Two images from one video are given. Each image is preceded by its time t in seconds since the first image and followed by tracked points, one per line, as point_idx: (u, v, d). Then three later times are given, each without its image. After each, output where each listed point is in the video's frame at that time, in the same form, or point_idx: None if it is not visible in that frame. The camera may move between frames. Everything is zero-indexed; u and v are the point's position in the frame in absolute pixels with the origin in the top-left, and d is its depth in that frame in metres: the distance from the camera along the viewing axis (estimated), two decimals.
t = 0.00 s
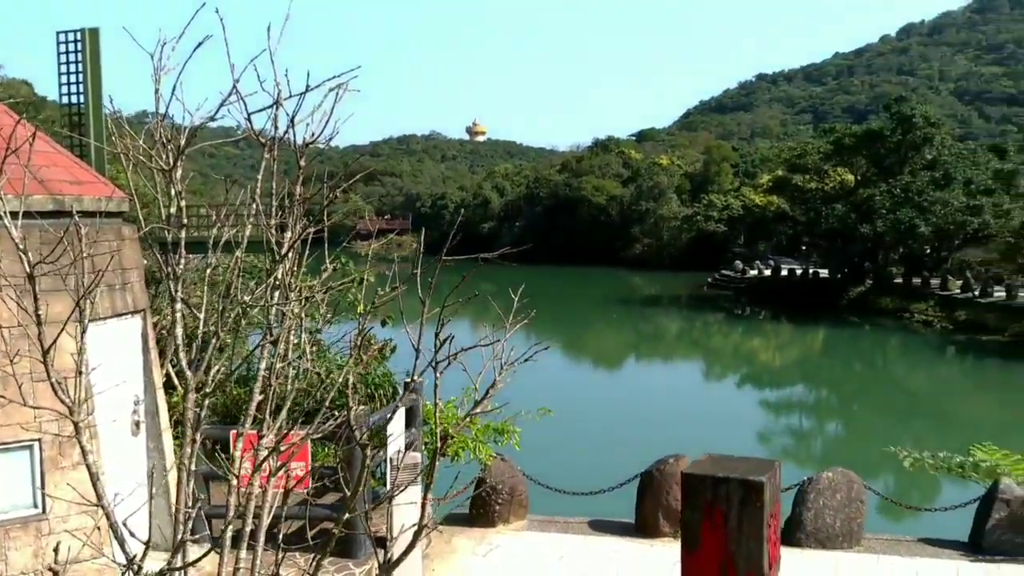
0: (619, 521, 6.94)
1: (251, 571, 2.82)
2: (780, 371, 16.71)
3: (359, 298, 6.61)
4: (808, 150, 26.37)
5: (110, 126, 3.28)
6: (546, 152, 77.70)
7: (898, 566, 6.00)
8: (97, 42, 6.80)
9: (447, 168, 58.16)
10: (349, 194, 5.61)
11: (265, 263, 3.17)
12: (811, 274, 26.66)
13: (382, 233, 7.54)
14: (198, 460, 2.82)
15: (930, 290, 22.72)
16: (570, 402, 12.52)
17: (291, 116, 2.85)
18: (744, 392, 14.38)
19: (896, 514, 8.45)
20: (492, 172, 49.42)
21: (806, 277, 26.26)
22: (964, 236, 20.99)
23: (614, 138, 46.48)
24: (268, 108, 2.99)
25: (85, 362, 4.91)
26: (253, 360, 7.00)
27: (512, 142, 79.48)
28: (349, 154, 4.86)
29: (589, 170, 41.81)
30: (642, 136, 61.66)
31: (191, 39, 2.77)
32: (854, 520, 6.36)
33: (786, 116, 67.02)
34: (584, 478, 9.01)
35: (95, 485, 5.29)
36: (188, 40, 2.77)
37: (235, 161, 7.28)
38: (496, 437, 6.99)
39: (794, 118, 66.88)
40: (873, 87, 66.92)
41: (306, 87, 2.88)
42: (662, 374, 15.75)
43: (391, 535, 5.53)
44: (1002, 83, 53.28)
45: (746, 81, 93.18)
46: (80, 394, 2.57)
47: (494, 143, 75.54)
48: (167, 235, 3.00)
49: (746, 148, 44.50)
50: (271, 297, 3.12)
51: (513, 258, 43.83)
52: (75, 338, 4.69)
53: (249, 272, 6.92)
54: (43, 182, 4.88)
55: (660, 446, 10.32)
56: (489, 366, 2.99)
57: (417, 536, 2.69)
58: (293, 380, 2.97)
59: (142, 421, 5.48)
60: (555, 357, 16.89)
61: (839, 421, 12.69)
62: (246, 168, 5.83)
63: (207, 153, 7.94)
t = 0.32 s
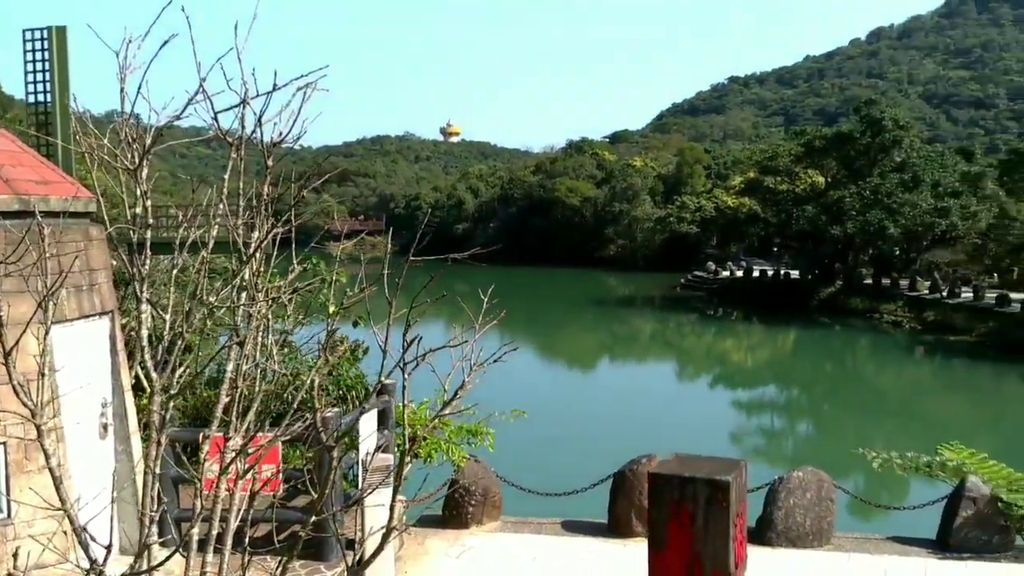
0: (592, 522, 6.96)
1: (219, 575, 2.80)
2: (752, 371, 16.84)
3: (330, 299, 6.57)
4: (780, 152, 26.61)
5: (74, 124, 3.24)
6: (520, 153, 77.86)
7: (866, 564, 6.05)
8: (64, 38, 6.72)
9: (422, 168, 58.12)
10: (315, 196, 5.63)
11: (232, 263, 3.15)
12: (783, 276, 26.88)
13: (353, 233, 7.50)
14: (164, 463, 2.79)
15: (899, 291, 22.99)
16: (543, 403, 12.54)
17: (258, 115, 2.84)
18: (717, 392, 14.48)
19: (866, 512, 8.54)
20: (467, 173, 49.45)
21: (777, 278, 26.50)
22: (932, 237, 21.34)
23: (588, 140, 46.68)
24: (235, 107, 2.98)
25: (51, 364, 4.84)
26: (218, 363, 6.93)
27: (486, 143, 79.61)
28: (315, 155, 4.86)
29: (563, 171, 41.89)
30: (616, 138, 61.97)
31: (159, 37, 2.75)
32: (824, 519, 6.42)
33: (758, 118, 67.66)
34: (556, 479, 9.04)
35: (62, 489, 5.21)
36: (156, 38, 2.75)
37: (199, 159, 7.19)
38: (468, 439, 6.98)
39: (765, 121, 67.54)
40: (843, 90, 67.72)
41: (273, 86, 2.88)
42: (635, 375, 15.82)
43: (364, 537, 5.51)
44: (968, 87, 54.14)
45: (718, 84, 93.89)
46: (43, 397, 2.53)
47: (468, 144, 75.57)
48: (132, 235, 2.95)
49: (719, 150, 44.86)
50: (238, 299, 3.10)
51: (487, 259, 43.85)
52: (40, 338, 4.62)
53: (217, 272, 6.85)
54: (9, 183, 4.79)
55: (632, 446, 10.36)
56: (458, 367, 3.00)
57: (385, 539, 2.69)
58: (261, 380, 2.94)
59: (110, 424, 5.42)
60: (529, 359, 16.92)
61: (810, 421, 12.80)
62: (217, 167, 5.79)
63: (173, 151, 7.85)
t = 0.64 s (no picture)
0: (562, 521, 6.97)
1: None
2: (721, 371, 16.94)
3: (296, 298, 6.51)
4: (748, 154, 26.83)
5: (30, 123, 3.17)
6: (491, 154, 77.91)
7: (831, 561, 6.10)
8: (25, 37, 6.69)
9: (392, 169, 57.98)
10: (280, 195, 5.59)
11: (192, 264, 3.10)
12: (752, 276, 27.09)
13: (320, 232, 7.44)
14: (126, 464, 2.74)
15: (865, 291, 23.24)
16: (513, 403, 12.55)
17: (220, 113, 2.80)
18: (686, 392, 14.57)
19: (834, 510, 8.62)
20: (437, 173, 49.39)
21: (746, 278, 26.72)
22: (897, 237, 21.66)
23: (559, 141, 46.80)
24: (198, 105, 2.94)
25: (12, 365, 4.75)
26: (180, 364, 6.82)
27: (457, 143, 79.59)
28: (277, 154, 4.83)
29: (534, 172, 41.94)
30: (586, 139, 62.20)
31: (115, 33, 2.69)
32: (791, 517, 6.47)
33: (727, 120, 68.23)
34: (524, 479, 9.04)
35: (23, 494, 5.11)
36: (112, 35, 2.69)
37: (162, 158, 7.09)
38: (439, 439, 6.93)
39: (734, 122, 68.11)
40: (810, 92, 68.48)
41: (236, 84, 2.85)
42: (606, 375, 15.87)
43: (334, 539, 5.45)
44: (932, 90, 54.94)
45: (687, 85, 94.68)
46: None
47: (438, 145, 75.50)
48: (91, 235, 2.90)
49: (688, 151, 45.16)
50: (199, 300, 3.05)
51: (459, 259, 43.79)
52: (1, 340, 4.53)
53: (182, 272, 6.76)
54: None
55: (601, 446, 10.38)
56: (424, 367, 2.98)
57: (351, 542, 2.66)
58: (221, 381, 2.89)
59: (73, 427, 5.33)
60: (500, 359, 16.92)
61: (778, 420, 12.88)
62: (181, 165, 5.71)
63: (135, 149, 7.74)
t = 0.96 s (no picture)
0: (537, 518, 6.99)
1: None
2: (695, 367, 17.06)
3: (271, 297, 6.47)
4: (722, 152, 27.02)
5: None
6: (466, 152, 77.82)
7: (803, 555, 6.15)
8: None
9: (367, 166, 57.77)
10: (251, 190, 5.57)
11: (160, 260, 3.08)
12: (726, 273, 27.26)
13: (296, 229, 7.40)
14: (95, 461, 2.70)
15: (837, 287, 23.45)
16: (487, 401, 12.56)
17: (189, 107, 2.79)
18: (660, 388, 14.66)
19: (806, 504, 8.72)
20: (412, 171, 49.29)
21: (720, 275, 26.92)
22: (868, 234, 21.99)
23: (534, 138, 46.88)
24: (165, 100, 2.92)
25: None
26: (152, 362, 6.77)
27: (433, 141, 79.49)
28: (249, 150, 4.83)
29: (509, 169, 41.97)
30: (561, 136, 62.29)
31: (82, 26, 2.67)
32: (763, 512, 6.53)
33: (701, 118, 68.57)
34: (499, 476, 9.05)
35: None
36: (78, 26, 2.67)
37: (132, 155, 7.06)
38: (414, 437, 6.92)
39: (708, 121, 68.45)
40: (783, 91, 68.99)
41: (203, 79, 2.83)
42: (581, 371, 15.93)
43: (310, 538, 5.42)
44: (903, 89, 55.50)
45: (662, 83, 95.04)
46: None
47: (414, 142, 75.30)
48: (57, 232, 2.88)
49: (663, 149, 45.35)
50: (168, 296, 3.03)
51: (434, 257, 43.71)
52: None
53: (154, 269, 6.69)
54: None
55: (576, 442, 10.42)
56: (395, 364, 2.98)
57: (322, 540, 2.64)
58: (190, 379, 2.86)
59: (41, 427, 5.24)
60: (475, 356, 16.93)
61: (751, 415, 12.99)
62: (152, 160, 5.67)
63: (105, 144, 7.69)
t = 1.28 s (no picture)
0: (512, 514, 7.00)
1: None
2: (669, 362, 17.15)
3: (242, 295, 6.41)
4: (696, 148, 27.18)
5: None
6: (441, 148, 77.73)
7: (775, 548, 6.21)
8: None
9: (341, 162, 57.52)
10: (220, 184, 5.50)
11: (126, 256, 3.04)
12: (699, 269, 27.45)
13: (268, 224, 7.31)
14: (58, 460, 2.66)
15: (809, 281, 23.68)
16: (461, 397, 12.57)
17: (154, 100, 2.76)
18: (635, 383, 14.75)
19: (779, 498, 8.79)
20: (387, 167, 49.15)
21: (693, 271, 27.10)
22: (838, 230, 22.32)
23: (508, 135, 46.90)
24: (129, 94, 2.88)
25: None
26: (120, 358, 6.68)
27: (407, 138, 79.28)
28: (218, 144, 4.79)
29: (483, 165, 41.97)
30: (535, 133, 62.34)
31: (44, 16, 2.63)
32: (736, 505, 6.58)
33: (674, 114, 68.95)
34: (473, 472, 9.06)
35: None
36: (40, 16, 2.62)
37: (101, 149, 7.00)
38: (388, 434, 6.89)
39: (681, 117, 68.86)
40: (755, 87, 69.54)
41: (168, 71, 2.79)
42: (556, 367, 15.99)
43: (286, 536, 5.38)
44: (873, 85, 55.98)
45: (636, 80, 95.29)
46: None
47: (388, 138, 75.06)
48: (19, 230, 2.83)
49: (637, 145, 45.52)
50: (134, 293, 2.99)
51: (409, 253, 43.67)
52: None
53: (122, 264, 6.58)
54: None
55: (550, 437, 10.45)
56: (366, 360, 2.98)
57: (290, 539, 2.61)
58: (158, 377, 2.83)
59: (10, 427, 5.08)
60: (450, 354, 16.93)
61: (724, 409, 13.11)
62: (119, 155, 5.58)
63: (72, 138, 7.62)
